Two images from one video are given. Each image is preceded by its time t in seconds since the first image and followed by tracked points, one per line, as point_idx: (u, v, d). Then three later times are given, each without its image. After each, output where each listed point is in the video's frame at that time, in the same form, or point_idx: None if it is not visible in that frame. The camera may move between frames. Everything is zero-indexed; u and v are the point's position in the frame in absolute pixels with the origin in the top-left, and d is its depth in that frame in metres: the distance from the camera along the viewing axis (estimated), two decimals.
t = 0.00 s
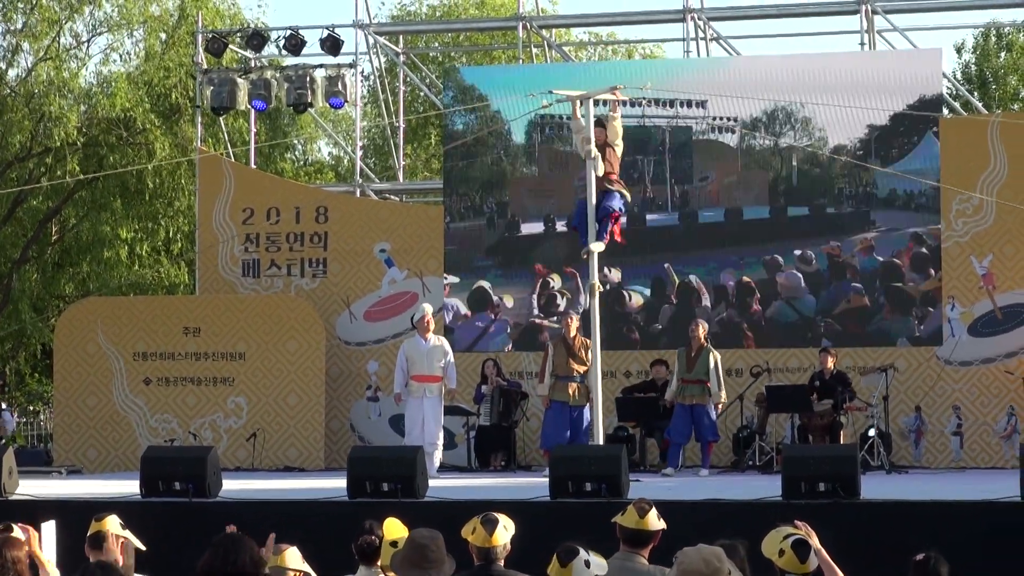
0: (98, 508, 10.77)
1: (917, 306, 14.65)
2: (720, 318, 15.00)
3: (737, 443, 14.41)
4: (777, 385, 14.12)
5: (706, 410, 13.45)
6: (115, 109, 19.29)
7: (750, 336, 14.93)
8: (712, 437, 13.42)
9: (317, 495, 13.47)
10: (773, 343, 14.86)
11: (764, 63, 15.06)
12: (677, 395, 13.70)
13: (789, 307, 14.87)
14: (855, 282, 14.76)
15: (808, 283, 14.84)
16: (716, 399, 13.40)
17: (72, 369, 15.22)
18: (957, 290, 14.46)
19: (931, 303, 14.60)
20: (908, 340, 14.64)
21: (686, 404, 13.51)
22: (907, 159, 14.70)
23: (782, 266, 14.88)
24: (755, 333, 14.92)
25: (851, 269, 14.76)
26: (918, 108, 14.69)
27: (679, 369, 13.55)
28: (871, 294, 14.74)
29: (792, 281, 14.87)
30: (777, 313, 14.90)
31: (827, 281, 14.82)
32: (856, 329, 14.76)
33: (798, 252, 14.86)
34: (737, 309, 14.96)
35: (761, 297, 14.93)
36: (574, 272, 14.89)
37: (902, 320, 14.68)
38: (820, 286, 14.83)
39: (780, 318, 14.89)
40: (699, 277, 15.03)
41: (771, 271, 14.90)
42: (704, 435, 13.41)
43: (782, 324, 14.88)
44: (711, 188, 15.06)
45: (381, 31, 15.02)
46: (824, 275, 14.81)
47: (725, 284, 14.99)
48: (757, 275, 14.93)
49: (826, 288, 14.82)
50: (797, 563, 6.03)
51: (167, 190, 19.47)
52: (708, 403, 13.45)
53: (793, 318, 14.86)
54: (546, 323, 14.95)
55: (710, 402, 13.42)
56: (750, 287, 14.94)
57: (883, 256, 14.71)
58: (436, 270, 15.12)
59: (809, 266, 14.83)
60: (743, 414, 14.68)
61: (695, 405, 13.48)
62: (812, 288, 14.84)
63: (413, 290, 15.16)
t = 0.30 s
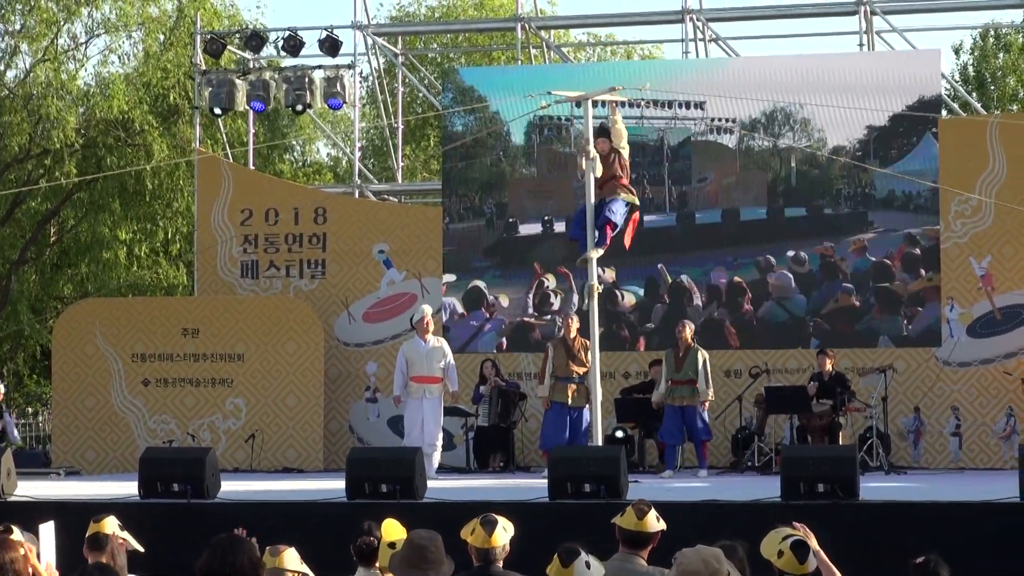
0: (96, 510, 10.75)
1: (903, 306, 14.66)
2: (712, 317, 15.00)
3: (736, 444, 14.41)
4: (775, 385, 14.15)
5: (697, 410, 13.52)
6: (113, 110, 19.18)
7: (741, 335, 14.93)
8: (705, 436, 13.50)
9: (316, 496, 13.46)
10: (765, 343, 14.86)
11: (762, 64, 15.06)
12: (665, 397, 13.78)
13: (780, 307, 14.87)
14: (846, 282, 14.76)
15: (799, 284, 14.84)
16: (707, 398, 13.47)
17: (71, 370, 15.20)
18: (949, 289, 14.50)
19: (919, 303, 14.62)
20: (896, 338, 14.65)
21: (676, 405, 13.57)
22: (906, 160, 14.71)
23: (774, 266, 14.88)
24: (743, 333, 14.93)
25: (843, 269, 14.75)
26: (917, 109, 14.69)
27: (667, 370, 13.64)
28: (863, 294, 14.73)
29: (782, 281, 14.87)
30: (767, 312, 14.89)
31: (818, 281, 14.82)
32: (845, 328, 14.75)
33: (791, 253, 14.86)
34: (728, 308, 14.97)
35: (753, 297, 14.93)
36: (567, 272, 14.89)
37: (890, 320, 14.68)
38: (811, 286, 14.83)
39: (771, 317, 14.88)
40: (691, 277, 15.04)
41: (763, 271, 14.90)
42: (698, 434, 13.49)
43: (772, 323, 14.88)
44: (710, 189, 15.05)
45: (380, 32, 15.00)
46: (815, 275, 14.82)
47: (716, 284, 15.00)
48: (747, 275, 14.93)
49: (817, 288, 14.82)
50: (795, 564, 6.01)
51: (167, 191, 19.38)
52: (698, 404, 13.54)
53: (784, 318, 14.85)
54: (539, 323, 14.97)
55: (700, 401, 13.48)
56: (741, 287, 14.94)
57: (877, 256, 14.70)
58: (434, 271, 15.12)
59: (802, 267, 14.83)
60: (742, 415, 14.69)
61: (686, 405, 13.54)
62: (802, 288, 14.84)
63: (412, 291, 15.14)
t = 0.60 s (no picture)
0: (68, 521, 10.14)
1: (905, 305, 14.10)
2: (710, 317, 14.44)
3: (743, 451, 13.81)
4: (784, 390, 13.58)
5: (693, 414, 12.89)
6: (93, 103, 18.64)
7: (740, 336, 14.38)
8: (703, 442, 12.87)
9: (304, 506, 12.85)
10: (765, 344, 14.34)
11: (770, 55, 14.47)
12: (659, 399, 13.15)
13: (781, 306, 14.31)
14: (849, 281, 14.19)
15: (800, 283, 14.27)
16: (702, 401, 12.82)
17: (49, 373, 14.57)
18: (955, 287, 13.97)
19: (924, 302, 14.06)
20: (898, 338, 14.10)
21: (671, 408, 12.96)
22: (921, 154, 14.09)
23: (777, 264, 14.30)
24: (741, 333, 14.38)
25: (847, 268, 14.18)
26: (933, 102, 14.09)
27: (660, 372, 13.05)
28: (868, 293, 14.16)
29: (783, 280, 14.30)
30: (768, 312, 14.34)
31: (821, 280, 14.24)
32: (846, 328, 14.20)
33: (796, 251, 14.28)
34: (727, 308, 14.40)
35: (753, 296, 14.36)
36: (563, 271, 14.30)
37: (893, 320, 14.13)
38: (813, 285, 14.26)
39: (772, 317, 14.33)
40: (690, 275, 14.44)
41: (767, 270, 14.32)
42: (696, 440, 12.85)
43: (772, 323, 14.33)
44: (715, 185, 14.46)
45: (372, 21, 14.40)
46: (819, 274, 14.24)
47: (716, 283, 14.42)
48: (748, 274, 14.36)
49: (819, 287, 14.25)
50: None
51: (149, 188, 18.89)
52: (694, 408, 12.89)
53: (785, 317, 14.30)
54: (531, 322, 14.38)
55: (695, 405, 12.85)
56: (740, 286, 14.37)
57: (884, 255, 14.12)
58: (429, 271, 14.53)
59: (806, 266, 14.25)
60: (750, 421, 14.09)
61: (681, 408, 12.93)
62: (804, 287, 14.27)
63: (406, 291, 14.54)
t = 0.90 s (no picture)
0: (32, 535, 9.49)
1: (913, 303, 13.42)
2: (708, 317, 13.73)
3: (750, 460, 13.13)
4: (793, 395, 12.90)
5: (691, 420, 12.21)
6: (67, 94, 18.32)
7: (740, 336, 13.68)
8: (703, 451, 12.17)
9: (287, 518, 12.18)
10: (766, 345, 13.64)
11: (780, 43, 13.77)
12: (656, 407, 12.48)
13: (782, 306, 13.62)
14: (855, 280, 13.51)
15: (803, 282, 13.58)
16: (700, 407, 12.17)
17: (22, 377, 13.88)
18: (964, 285, 13.32)
19: (931, 300, 13.40)
20: (904, 339, 13.41)
21: (669, 416, 12.32)
22: (937, 148, 13.41)
23: (781, 262, 13.60)
24: (740, 334, 13.68)
25: (854, 267, 13.49)
26: (951, 92, 13.43)
27: (657, 379, 12.41)
28: (873, 292, 13.48)
29: (785, 278, 13.60)
30: (768, 312, 13.64)
31: (826, 279, 13.55)
32: (849, 327, 13.52)
33: (801, 249, 13.58)
34: (727, 307, 13.69)
35: (754, 295, 13.66)
36: (557, 269, 13.62)
37: (896, 320, 13.44)
38: (816, 284, 13.57)
39: (773, 317, 13.63)
40: (689, 273, 13.75)
41: (772, 268, 13.62)
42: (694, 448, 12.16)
43: (773, 324, 13.64)
44: (722, 179, 13.78)
45: (361, 7, 13.71)
46: (824, 273, 13.55)
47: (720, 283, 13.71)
48: (751, 273, 13.66)
49: (824, 286, 13.56)
50: None
51: (127, 183, 18.34)
52: (692, 414, 12.22)
53: (787, 317, 13.61)
54: (523, 321, 13.70)
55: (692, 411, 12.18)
56: (741, 284, 13.66)
57: (893, 252, 13.44)
58: (421, 270, 13.82)
59: (811, 264, 13.56)
60: (759, 427, 13.41)
61: (678, 415, 12.29)
62: (807, 285, 13.58)
63: (397, 291, 13.84)
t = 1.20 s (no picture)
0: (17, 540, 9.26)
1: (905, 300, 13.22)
2: (703, 314, 13.49)
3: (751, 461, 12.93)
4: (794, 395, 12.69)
5: (690, 421, 11.98)
6: (57, 90, 18.16)
7: (732, 334, 13.45)
8: (699, 452, 11.97)
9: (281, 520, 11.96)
10: (760, 341, 13.40)
11: (782, 38, 13.56)
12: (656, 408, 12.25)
13: (775, 303, 13.41)
14: (848, 277, 13.29)
15: (795, 278, 13.37)
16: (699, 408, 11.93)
17: (11, 377, 13.64)
18: (958, 283, 13.11)
19: (922, 297, 13.19)
20: (895, 336, 13.21)
21: (668, 417, 12.09)
22: (941, 144, 13.20)
23: (777, 259, 13.38)
24: (733, 332, 13.45)
25: (848, 265, 13.28)
26: (955, 88, 13.21)
27: (656, 379, 12.17)
28: (867, 291, 13.27)
29: (777, 275, 13.39)
30: (761, 309, 13.43)
31: (819, 276, 13.34)
32: (842, 325, 13.30)
33: (797, 246, 13.37)
34: (720, 304, 13.48)
35: (747, 292, 13.44)
36: (550, 266, 13.42)
37: (889, 318, 13.24)
38: (810, 282, 13.35)
39: (765, 314, 13.42)
40: (681, 270, 13.53)
41: (768, 264, 13.41)
42: (692, 448, 11.96)
43: (766, 320, 13.42)
44: (722, 175, 13.55)
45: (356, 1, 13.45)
46: (817, 271, 13.34)
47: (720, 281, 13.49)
48: (745, 270, 13.45)
49: (818, 283, 13.34)
50: None
51: (118, 180, 18.10)
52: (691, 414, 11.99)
53: (780, 315, 13.40)
54: (514, 317, 13.49)
55: (692, 411, 11.94)
56: (734, 281, 13.45)
57: (890, 250, 13.22)
58: (417, 268, 13.60)
59: (806, 261, 13.35)
60: (760, 428, 13.20)
61: (678, 416, 12.04)
62: (800, 282, 13.37)
63: (392, 290, 13.62)
